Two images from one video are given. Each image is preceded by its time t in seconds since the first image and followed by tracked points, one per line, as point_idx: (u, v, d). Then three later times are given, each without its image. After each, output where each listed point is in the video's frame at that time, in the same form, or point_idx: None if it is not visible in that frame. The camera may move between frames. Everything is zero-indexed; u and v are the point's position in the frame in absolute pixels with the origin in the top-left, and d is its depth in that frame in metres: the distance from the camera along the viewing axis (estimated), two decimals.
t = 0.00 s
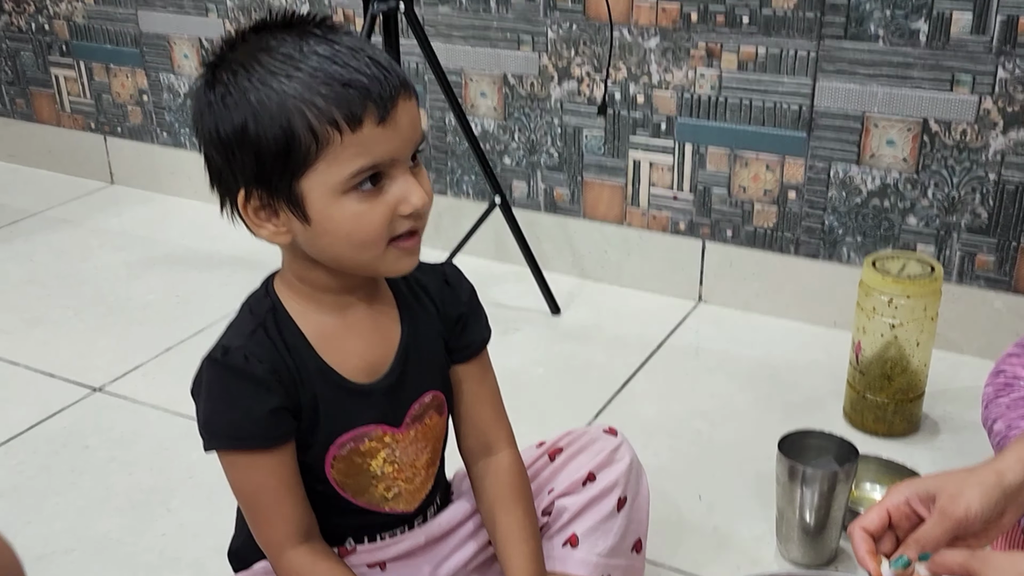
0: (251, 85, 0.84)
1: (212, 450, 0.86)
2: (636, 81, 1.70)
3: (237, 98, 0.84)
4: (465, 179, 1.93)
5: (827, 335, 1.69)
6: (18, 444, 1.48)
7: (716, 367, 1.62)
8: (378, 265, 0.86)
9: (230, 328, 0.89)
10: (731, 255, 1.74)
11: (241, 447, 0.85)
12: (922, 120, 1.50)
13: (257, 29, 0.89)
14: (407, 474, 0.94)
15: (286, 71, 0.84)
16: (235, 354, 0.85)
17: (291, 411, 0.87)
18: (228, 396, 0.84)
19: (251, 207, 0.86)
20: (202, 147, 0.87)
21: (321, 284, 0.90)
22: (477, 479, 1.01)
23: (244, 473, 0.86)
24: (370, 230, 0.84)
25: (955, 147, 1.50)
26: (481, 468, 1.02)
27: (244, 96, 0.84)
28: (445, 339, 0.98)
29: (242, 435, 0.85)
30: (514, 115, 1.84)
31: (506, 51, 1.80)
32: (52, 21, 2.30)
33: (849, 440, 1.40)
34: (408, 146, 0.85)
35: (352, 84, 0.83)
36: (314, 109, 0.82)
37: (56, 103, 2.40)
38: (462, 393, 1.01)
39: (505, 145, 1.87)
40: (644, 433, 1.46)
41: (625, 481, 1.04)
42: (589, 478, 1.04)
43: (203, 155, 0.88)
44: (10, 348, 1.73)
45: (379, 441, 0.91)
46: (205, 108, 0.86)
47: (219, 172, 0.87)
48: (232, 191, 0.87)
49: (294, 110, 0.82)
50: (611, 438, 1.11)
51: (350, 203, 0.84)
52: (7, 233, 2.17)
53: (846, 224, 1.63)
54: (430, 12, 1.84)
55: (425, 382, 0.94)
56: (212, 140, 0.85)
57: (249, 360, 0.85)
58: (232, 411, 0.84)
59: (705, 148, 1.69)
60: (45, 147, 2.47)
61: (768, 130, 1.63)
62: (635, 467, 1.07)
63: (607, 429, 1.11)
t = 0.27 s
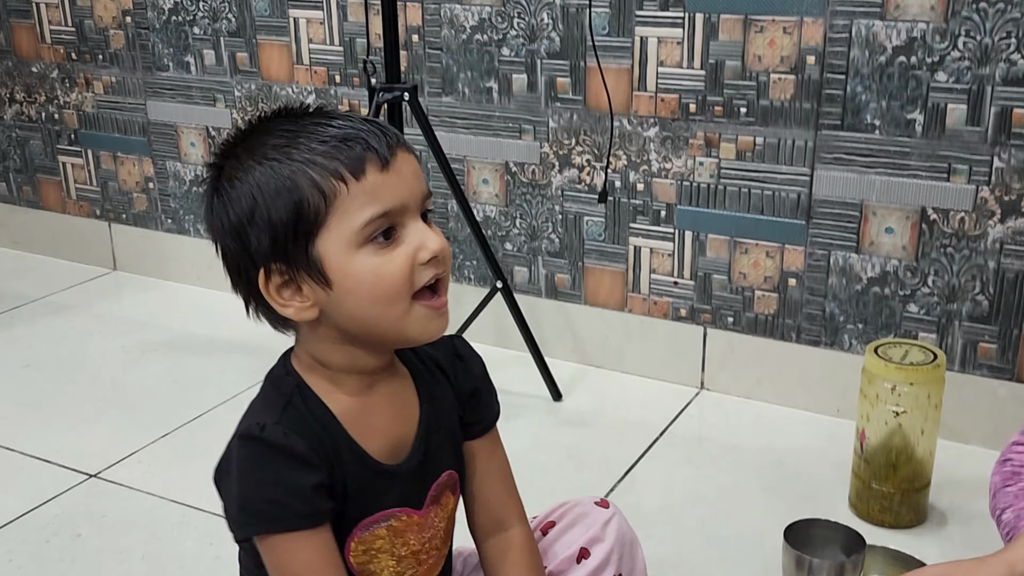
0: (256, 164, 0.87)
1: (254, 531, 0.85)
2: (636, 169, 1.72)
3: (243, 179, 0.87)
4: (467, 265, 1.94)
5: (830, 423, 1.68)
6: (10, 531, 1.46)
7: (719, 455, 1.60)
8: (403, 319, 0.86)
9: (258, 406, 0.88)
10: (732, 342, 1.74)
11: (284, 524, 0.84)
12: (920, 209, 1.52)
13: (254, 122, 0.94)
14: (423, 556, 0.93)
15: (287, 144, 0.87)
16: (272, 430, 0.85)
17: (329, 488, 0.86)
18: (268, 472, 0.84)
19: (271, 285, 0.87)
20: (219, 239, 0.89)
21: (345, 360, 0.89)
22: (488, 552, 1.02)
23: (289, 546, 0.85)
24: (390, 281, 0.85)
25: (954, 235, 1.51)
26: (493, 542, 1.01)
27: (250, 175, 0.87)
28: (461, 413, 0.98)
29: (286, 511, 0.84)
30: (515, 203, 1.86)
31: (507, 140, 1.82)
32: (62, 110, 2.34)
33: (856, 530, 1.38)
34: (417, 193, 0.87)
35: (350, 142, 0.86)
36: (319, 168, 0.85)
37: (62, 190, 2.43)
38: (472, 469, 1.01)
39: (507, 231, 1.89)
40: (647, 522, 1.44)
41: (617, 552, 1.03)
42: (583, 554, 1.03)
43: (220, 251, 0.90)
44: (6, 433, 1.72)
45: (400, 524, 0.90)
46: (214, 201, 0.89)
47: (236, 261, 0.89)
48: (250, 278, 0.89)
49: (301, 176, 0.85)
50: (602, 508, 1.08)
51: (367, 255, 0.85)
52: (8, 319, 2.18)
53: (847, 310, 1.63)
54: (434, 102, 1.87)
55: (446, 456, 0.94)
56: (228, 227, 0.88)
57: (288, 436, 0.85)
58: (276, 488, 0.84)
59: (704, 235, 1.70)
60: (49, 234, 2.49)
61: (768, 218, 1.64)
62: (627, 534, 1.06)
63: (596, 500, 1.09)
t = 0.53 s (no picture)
0: (244, 176, 0.88)
1: (245, 553, 0.85)
2: (639, 198, 1.73)
3: (232, 193, 0.88)
4: (469, 293, 1.94)
5: (832, 455, 1.67)
6: (6, 557, 1.44)
7: (720, 486, 1.59)
8: (403, 314, 0.86)
9: (265, 421, 0.89)
10: (734, 372, 1.73)
11: (273, 548, 0.84)
12: (923, 240, 1.52)
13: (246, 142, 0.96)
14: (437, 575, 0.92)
15: (273, 153, 0.89)
16: (265, 446, 0.85)
17: (324, 508, 0.85)
18: (258, 491, 0.84)
19: (272, 298, 0.88)
20: (219, 259, 0.90)
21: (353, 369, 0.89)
22: (528, 565, 1.04)
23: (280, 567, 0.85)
24: (384, 277, 0.85)
25: (956, 267, 1.51)
26: (534, 555, 1.04)
27: (240, 187, 0.88)
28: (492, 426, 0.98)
29: (274, 532, 0.84)
30: (518, 231, 1.86)
31: (510, 167, 1.83)
32: (66, 135, 2.35)
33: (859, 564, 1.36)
34: (407, 186, 0.87)
35: (334, 142, 0.87)
36: (303, 172, 0.86)
37: (65, 215, 2.43)
38: (508, 485, 1.02)
39: (509, 259, 1.89)
40: (648, 553, 1.43)
41: None
42: None
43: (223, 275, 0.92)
44: (4, 458, 1.71)
45: (410, 542, 0.89)
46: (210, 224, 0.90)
47: (239, 280, 0.90)
48: (253, 295, 0.89)
49: (288, 181, 0.86)
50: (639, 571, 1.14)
51: (360, 253, 0.85)
52: (8, 343, 2.17)
53: (849, 341, 1.63)
54: (437, 130, 1.88)
55: (467, 473, 0.93)
56: (224, 244, 0.89)
57: (281, 452, 0.85)
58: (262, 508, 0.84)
59: (707, 265, 1.70)
60: (51, 258, 2.49)
61: (770, 248, 1.64)
62: None
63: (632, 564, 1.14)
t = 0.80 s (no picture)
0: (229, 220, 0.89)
1: None
2: (640, 202, 1.72)
3: (220, 239, 0.89)
4: (469, 296, 1.94)
5: (832, 461, 1.66)
6: (4, 558, 1.44)
7: (720, 492, 1.58)
8: (395, 346, 0.85)
9: (263, 451, 0.89)
10: (734, 377, 1.73)
11: None
12: (925, 246, 1.51)
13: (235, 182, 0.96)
14: None
15: (256, 193, 0.89)
16: (262, 484, 0.85)
17: (317, 549, 0.86)
18: (252, 530, 0.84)
19: (267, 340, 0.89)
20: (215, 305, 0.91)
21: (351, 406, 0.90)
22: None
23: None
24: (373, 308, 0.85)
25: (958, 272, 1.51)
26: None
27: (226, 231, 0.89)
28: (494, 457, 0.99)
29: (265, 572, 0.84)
30: (519, 234, 1.86)
31: (512, 170, 1.82)
32: (67, 136, 2.35)
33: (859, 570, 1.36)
34: (392, 214, 0.87)
35: (315, 177, 0.88)
36: (286, 211, 0.87)
37: (65, 215, 2.43)
38: (510, 512, 1.04)
39: (510, 263, 1.88)
40: (647, 559, 1.42)
41: None
42: None
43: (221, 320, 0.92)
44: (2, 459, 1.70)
45: None
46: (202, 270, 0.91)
47: (235, 325, 0.90)
48: (249, 339, 0.90)
49: (271, 221, 0.87)
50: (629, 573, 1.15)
51: (347, 286, 0.85)
52: (8, 344, 2.17)
53: (850, 347, 1.62)
54: (438, 132, 1.87)
55: (467, 508, 0.94)
56: (216, 289, 0.90)
57: (278, 492, 0.85)
58: (255, 547, 0.84)
59: (708, 270, 1.70)
60: (51, 259, 2.49)
61: (771, 253, 1.64)
62: None
63: (624, 565, 1.15)
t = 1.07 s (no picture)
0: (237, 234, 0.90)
1: None
2: (641, 190, 1.72)
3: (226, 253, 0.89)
4: (469, 285, 1.93)
5: (832, 450, 1.66)
6: (3, 545, 1.44)
7: (720, 481, 1.58)
8: (403, 371, 0.86)
9: (267, 466, 0.91)
10: (734, 366, 1.73)
11: None
12: (926, 234, 1.51)
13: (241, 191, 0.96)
14: None
15: (264, 207, 0.90)
16: (264, 505, 0.86)
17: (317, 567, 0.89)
18: (252, 549, 0.86)
19: (273, 359, 0.90)
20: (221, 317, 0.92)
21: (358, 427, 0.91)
22: None
23: None
24: (382, 333, 0.85)
25: (959, 262, 1.50)
26: None
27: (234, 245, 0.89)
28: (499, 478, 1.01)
29: None
30: (519, 223, 1.85)
31: (511, 158, 1.82)
32: (65, 122, 2.34)
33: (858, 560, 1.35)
34: (402, 233, 0.87)
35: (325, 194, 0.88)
36: (293, 232, 0.87)
37: (64, 202, 2.42)
38: (518, 526, 1.06)
39: (510, 251, 1.88)
40: (647, 548, 1.42)
41: None
42: None
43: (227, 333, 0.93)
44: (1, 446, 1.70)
45: None
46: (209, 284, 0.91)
47: (241, 342, 0.91)
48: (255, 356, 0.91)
49: (281, 239, 0.87)
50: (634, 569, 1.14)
51: (357, 308, 0.86)
52: (7, 331, 2.16)
53: (850, 336, 1.62)
54: (438, 119, 1.87)
55: (471, 529, 0.97)
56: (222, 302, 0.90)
57: (280, 513, 0.87)
58: (254, 567, 0.86)
59: (708, 259, 1.69)
60: (50, 246, 2.49)
61: (772, 242, 1.63)
62: None
63: (628, 561, 1.16)
